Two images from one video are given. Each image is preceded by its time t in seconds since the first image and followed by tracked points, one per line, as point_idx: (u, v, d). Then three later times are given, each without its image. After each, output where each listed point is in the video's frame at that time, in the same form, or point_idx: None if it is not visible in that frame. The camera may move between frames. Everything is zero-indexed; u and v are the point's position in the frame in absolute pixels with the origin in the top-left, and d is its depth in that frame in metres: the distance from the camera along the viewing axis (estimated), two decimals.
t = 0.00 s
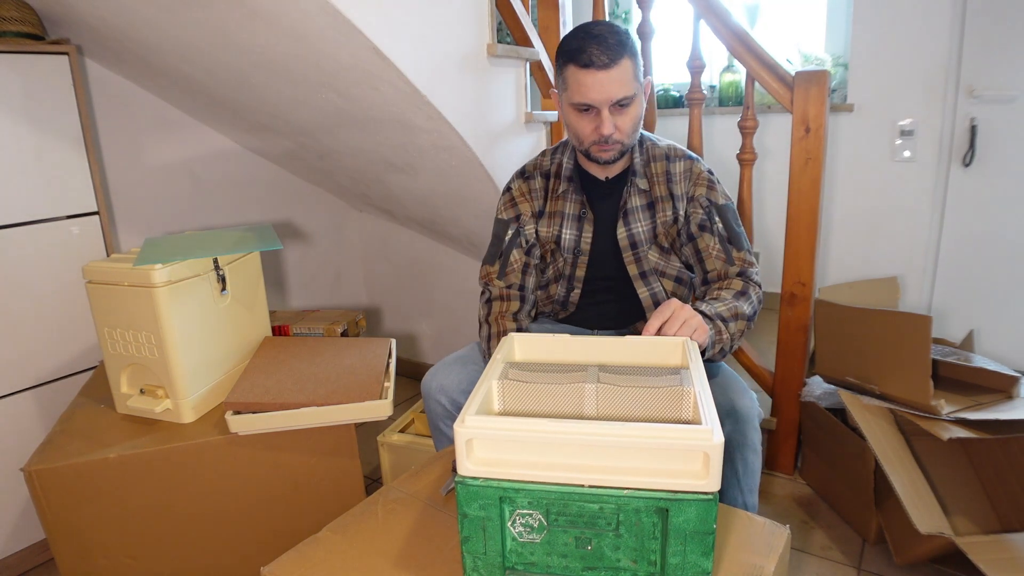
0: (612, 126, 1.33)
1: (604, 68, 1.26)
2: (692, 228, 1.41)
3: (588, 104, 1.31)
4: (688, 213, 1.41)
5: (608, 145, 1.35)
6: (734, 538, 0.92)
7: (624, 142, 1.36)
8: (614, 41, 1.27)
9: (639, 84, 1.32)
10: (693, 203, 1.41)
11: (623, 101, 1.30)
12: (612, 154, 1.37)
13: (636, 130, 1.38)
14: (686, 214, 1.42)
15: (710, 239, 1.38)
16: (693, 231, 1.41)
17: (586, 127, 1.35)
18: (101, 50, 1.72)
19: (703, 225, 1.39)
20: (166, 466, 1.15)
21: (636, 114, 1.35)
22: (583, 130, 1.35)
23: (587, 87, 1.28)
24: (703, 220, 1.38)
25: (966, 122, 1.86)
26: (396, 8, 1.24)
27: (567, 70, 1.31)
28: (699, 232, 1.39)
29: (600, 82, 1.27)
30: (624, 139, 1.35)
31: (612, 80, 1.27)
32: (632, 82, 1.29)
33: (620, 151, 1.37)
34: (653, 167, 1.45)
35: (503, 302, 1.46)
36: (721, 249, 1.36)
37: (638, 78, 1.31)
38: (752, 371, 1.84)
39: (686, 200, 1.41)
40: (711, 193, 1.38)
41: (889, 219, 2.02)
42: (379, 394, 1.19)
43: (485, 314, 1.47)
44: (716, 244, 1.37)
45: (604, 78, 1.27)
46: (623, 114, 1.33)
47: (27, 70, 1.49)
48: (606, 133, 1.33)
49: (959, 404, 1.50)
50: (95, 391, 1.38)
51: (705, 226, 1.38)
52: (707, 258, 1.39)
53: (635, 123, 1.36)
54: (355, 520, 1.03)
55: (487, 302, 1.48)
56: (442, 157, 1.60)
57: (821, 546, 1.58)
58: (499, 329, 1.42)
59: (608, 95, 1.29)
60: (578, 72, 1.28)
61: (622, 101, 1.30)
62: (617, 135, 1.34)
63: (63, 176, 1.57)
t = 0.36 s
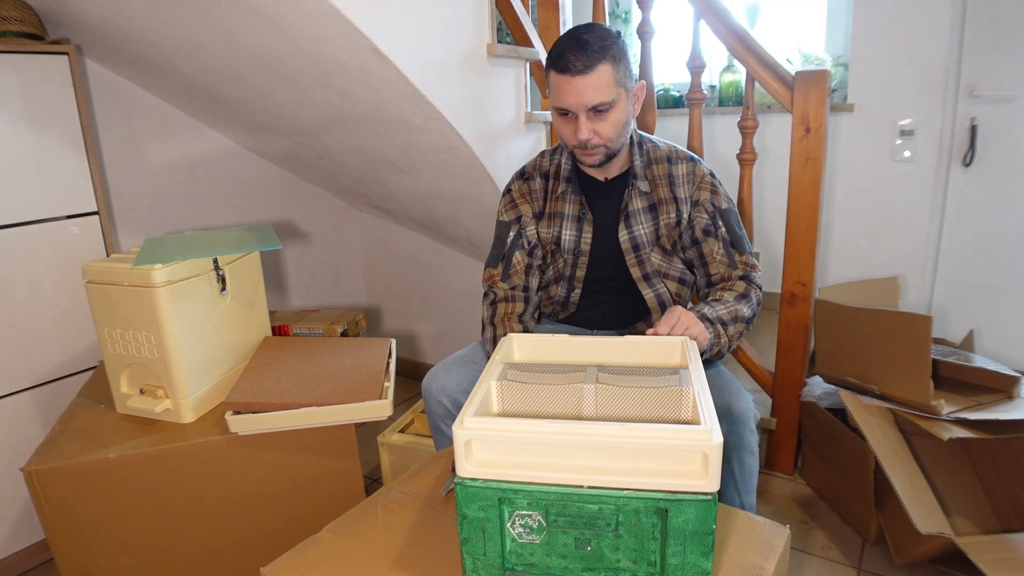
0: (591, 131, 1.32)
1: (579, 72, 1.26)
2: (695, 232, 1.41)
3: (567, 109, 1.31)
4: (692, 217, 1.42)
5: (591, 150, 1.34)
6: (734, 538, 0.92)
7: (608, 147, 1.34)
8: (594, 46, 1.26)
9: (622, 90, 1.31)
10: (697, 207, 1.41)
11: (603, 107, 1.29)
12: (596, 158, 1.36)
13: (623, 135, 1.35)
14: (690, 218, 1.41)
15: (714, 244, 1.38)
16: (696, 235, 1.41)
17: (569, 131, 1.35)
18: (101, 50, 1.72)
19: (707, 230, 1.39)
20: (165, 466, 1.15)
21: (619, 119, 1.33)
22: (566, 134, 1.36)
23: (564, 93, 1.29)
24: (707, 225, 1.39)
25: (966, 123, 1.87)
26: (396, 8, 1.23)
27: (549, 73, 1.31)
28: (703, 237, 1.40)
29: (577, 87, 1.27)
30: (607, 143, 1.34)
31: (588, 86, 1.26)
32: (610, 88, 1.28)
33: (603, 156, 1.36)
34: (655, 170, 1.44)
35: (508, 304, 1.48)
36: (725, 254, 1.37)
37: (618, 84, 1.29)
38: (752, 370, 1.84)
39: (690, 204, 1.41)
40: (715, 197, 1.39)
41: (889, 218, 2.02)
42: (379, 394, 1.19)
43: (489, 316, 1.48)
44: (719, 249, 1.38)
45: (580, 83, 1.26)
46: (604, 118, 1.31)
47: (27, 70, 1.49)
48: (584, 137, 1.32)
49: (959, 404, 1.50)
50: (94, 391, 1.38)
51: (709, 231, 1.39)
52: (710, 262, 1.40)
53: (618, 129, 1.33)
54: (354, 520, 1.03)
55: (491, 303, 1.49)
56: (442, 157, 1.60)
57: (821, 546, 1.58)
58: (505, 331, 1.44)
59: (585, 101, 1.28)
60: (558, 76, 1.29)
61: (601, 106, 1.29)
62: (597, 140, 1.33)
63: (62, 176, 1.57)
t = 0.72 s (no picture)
0: (590, 129, 1.32)
1: (577, 71, 1.26)
2: (699, 233, 1.42)
3: (565, 107, 1.31)
4: (696, 218, 1.42)
5: (590, 148, 1.34)
6: (734, 539, 0.92)
7: (607, 145, 1.34)
8: (592, 44, 1.26)
9: (620, 88, 1.31)
10: (701, 207, 1.41)
11: (601, 105, 1.29)
12: (596, 157, 1.36)
13: (621, 133, 1.35)
14: (694, 218, 1.42)
15: (715, 246, 1.39)
16: (700, 236, 1.41)
17: (568, 129, 1.35)
18: (102, 50, 1.72)
19: (711, 231, 1.40)
20: (166, 465, 1.15)
21: (618, 118, 1.33)
22: (565, 132, 1.36)
23: (562, 91, 1.29)
24: (711, 226, 1.39)
25: (966, 123, 1.86)
26: (396, 9, 1.24)
27: (549, 72, 1.32)
28: (706, 238, 1.40)
29: (574, 86, 1.27)
30: (606, 142, 1.34)
31: (586, 84, 1.27)
32: (608, 86, 1.28)
33: (602, 154, 1.36)
34: (659, 169, 1.44)
35: (515, 302, 1.48)
36: (724, 255, 1.38)
37: (617, 82, 1.29)
38: (752, 371, 1.83)
39: (696, 203, 1.41)
40: (719, 200, 1.39)
41: (888, 218, 2.02)
42: (379, 394, 1.19)
43: (496, 314, 1.46)
44: (721, 250, 1.39)
45: (578, 82, 1.27)
46: (602, 117, 1.31)
47: (27, 70, 1.49)
48: (583, 136, 1.32)
49: (959, 404, 1.50)
50: (94, 391, 1.38)
51: (712, 232, 1.39)
52: (711, 262, 1.41)
53: (617, 127, 1.33)
54: (355, 520, 1.03)
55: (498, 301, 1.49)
56: (442, 157, 1.60)
57: (821, 546, 1.58)
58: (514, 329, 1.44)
59: (582, 100, 1.28)
60: (556, 74, 1.29)
61: (599, 105, 1.29)
62: (595, 138, 1.33)
63: (62, 176, 1.57)
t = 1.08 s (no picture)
0: (588, 126, 1.32)
1: (575, 69, 1.26)
2: (698, 233, 1.41)
3: (565, 106, 1.31)
4: (696, 217, 1.41)
5: (590, 146, 1.34)
6: (734, 539, 0.92)
7: (606, 142, 1.34)
8: (590, 43, 1.26)
9: (618, 85, 1.30)
10: (701, 207, 1.40)
11: (599, 103, 1.29)
12: (596, 155, 1.36)
13: (620, 130, 1.35)
14: (694, 217, 1.41)
15: (714, 246, 1.39)
16: (699, 236, 1.41)
17: (567, 127, 1.35)
18: (102, 50, 1.72)
19: (709, 232, 1.40)
20: (166, 466, 1.15)
21: (617, 115, 1.33)
22: (565, 130, 1.36)
23: (561, 90, 1.30)
24: (710, 226, 1.39)
25: (966, 123, 1.86)
26: (396, 9, 1.24)
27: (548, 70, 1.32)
28: (704, 238, 1.40)
29: (573, 84, 1.28)
30: (606, 139, 1.34)
31: (584, 83, 1.27)
32: (606, 84, 1.28)
33: (602, 151, 1.36)
34: (660, 167, 1.44)
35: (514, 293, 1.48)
36: (722, 257, 1.38)
37: (614, 80, 1.29)
38: (752, 370, 1.83)
39: (696, 203, 1.41)
40: (720, 201, 1.38)
41: (889, 219, 2.02)
42: (379, 394, 1.19)
43: (497, 305, 1.47)
44: (719, 251, 1.39)
45: (576, 81, 1.27)
46: (600, 115, 1.31)
47: (27, 70, 1.49)
48: (581, 133, 1.32)
49: (959, 404, 1.50)
50: (94, 391, 1.38)
51: (711, 233, 1.39)
52: (708, 263, 1.41)
53: (615, 124, 1.33)
54: (355, 520, 1.03)
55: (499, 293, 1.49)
56: (442, 157, 1.60)
57: (821, 546, 1.58)
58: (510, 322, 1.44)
59: (581, 98, 1.28)
60: (554, 73, 1.29)
61: (597, 103, 1.29)
62: (594, 136, 1.33)
63: (62, 176, 1.57)
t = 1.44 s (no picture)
0: (554, 141, 1.36)
1: (533, 92, 1.30)
2: (703, 243, 1.42)
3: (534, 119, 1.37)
4: (699, 225, 1.41)
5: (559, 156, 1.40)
6: (734, 539, 0.92)
7: (574, 155, 1.38)
8: (546, 69, 1.27)
9: (578, 104, 1.30)
10: (708, 217, 1.41)
11: (558, 124, 1.32)
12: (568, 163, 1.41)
13: (591, 145, 1.37)
14: (698, 226, 1.41)
15: (720, 258, 1.40)
16: (704, 247, 1.42)
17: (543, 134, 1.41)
18: (102, 50, 1.72)
19: (715, 243, 1.40)
20: (166, 466, 1.15)
21: (584, 130, 1.34)
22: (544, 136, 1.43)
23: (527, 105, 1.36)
24: (716, 238, 1.40)
25: (966, 122, 1.85)
26: (396, 8, 1.24)
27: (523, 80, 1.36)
28: (710, 250, 1.41)
29: (533, 105, 1.32)
30: (573, 153, 1.38)
31: (540, 106, 1.31)
32: (561, 105, 1.30)
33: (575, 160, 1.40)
34: (664, 172, 1.43)
35: (510, 274, 1.53)
36: (728, 268, 1.39)
37: (572, 103, 1.30)
38: (752, 371, 1.83)
39: (700, 211, 1.41)
40: (727, 212, 1.39)
41: (889, 219, 2.02)
42: (379, 394, 1.19)
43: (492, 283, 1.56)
44: (724, 262, 1.40)
45: (534, 102, 1.31)
46: (563, 134, 1.34)
47: (27, 70, 1.49)
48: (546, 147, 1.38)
49: (959, 404, 1.50)
50: (94, 391, 1.38)
51: (717, 245, 1.40)
52: (713, 273, 1.42)
53: (581, 142, 1.36)
54: (355, 520, 1.03)
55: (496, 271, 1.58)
56: (443, 157, 1.60)
57: (821, 546, 1.58)
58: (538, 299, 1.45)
59: (541, 118, 1.33)
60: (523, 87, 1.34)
61: (557, 124, 1.32)
62: (561, 149, 1.37)
63: (62, 177, 1.57)
